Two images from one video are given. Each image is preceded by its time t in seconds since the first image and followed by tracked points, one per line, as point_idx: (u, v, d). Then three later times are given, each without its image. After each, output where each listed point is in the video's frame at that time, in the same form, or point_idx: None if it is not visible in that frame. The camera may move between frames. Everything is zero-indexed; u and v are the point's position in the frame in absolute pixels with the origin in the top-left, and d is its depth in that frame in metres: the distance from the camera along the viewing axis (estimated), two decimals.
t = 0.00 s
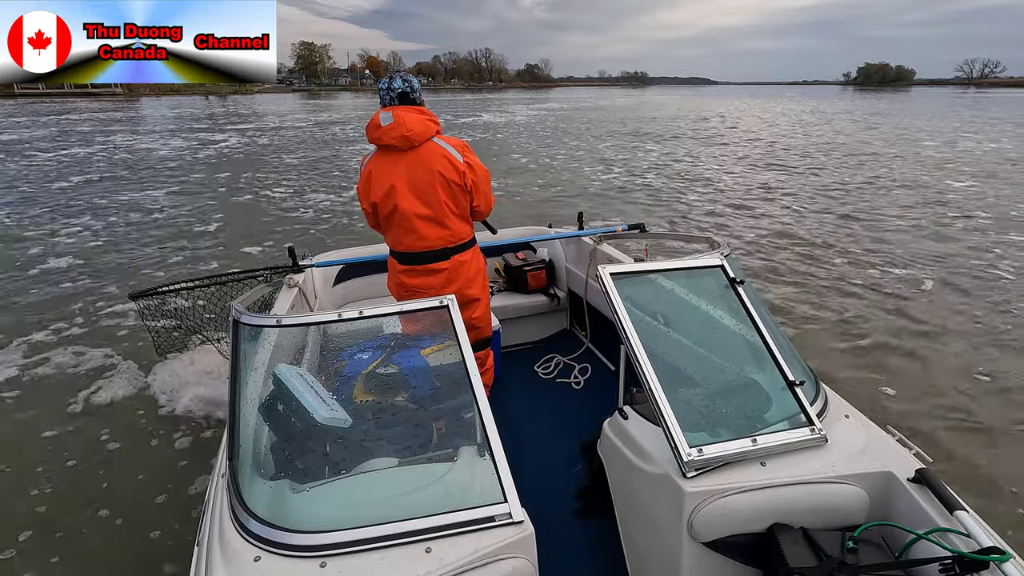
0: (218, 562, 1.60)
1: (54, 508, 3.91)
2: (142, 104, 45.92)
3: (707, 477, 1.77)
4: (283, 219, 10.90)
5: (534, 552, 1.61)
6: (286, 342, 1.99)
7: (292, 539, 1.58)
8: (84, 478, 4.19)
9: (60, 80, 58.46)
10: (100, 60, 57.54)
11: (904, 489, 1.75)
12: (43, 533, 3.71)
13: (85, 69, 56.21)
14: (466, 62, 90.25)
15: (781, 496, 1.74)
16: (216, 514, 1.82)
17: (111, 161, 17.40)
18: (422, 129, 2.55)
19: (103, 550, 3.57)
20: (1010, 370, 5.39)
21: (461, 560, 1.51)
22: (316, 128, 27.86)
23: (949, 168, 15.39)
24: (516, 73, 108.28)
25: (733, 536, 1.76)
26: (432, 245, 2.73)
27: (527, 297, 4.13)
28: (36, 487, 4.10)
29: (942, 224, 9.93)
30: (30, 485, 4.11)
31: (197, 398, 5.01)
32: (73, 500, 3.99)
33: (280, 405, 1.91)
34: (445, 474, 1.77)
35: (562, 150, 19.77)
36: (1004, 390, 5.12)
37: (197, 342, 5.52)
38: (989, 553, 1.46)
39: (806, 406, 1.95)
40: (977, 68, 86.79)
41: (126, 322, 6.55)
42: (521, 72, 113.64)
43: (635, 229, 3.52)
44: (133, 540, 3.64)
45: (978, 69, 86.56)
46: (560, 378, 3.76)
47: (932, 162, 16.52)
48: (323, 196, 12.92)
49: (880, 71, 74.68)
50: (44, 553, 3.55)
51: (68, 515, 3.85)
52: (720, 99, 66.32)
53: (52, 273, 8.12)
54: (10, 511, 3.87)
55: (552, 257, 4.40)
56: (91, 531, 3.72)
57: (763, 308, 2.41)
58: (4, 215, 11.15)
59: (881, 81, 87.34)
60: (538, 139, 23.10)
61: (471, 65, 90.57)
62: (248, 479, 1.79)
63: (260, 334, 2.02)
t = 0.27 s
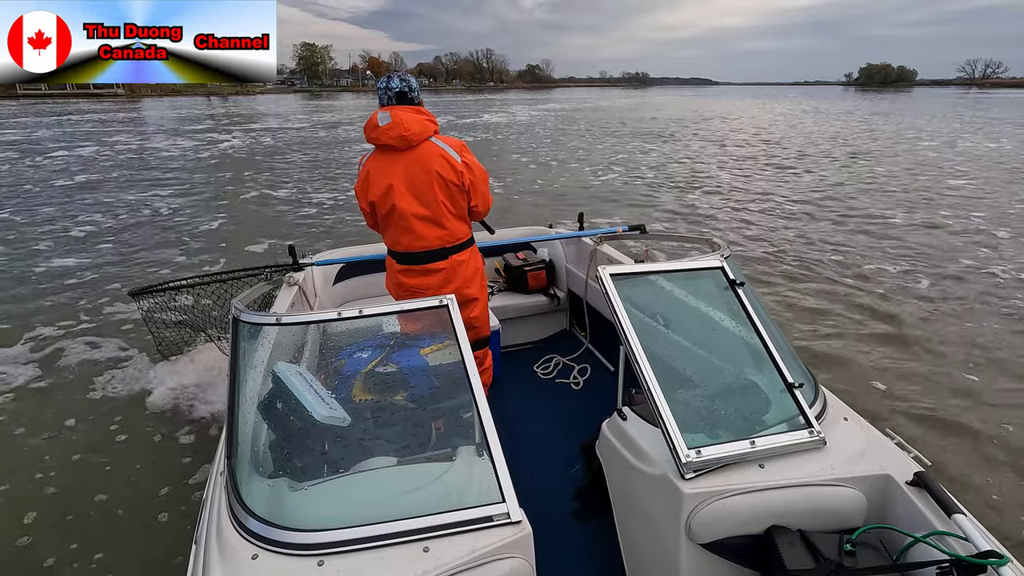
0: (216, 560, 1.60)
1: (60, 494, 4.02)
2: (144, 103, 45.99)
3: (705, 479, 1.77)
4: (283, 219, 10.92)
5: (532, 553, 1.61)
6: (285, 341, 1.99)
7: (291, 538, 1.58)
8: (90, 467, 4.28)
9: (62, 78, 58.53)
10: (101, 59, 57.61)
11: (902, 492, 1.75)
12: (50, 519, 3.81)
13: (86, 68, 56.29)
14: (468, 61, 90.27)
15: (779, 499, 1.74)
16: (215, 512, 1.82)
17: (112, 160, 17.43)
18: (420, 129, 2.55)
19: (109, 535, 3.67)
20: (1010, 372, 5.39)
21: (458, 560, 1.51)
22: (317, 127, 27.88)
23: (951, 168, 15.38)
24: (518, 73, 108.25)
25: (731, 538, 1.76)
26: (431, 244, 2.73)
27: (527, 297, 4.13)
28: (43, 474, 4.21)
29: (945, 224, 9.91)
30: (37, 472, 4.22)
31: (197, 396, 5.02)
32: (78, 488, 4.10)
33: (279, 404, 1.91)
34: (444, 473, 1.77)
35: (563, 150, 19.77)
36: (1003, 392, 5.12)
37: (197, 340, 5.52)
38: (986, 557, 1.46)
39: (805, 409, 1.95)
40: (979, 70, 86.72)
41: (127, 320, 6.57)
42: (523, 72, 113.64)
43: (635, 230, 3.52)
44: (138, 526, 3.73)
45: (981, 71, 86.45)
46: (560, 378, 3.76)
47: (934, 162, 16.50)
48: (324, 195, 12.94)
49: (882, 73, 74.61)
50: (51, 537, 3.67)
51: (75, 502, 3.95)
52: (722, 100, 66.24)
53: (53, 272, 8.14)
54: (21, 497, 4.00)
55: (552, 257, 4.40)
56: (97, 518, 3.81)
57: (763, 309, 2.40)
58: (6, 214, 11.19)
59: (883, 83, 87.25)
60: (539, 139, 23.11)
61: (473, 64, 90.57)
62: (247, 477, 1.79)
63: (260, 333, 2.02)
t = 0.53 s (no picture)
0: (216, 560, 1.60)
1: (69, 483, 4.13)
2: (144, 103, 46.02)
3: (705, 479, 1.77)
4: (283, 219, 10.93)
5: (532, 553, 1.61)
6: (285, 341, 1.99)
7: (290, 537, 1.58)
8: (97, 458, 4.39)
9: (62, 78, 58.54)
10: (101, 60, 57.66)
11: (903, 492, 1.75)
12: (58, 507, 3.92)
13: (86, 68, 56.34)
14: (467, 63, 90.43)
15: (779, 499, 1.74)
16: (215, 512, 1.82)
17: (112, 161, 17.45)
18: (420, 129, 2.55)
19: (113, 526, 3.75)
20: (1008, 374, 5.39)
21: (458, 559, 1.51)
22: (317, 128, 27.91)
23: (949, 171, 15.41)
24: (518, 74, 108.42)
25: (731, 538, 1.76)
26: (431, 244, 2.73)
27: (527, 297, 4.13)
28: (53, 463, 4.33)
29: (943, 227, 9.92)
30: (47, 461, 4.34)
31: (197, 396, 5.02)
32: (86, 478, 4.21)
33: (279, 404, 1.91)
34: (444, 473, 1.77)
35: (563, 152, 19.81)
36: (1002, 393, 5.13)
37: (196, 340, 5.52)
38: (987, 557, 1.46)
39: (805, 409, 1.96)
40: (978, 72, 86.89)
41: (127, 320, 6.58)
42: (522, 73, 113.76)
43: (635, 230, 3.52)
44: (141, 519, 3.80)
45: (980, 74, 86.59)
46: (559, 378, 3.76)
47: (932, 165, 16.53)
48: (323, 196, 12.96)
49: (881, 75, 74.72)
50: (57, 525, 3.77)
51: (81, 492, 4.05)
52: (721, 102, 66.38)
53: (53, 272, 8.15)
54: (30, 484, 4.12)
55: (552, 257, 4.40)
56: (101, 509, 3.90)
57: (763, 310, 2.40)
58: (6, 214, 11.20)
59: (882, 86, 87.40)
60: (538, 140, 23.14)
61: (472, 66, 90.69)
62: (247, 477, 1.79)
63: (260, 333, 2.02)
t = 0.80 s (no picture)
0: (218, 562, 1.60)
1: (71, 483, 4.16)
2: (141, 105, 45.94)
3: (708, 478, 1.76)
4: (282, 221, 10.91)
5: (535, 552, 1.61)
6: (286, 343, 1.98)
7: (293, 540, 1.58)
8: (98, 459, 4.41)
9: (58, 80, 58.44)
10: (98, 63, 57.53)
11: (905, 488, 1.76)
12: (59, 509, 3.94)
13: (83, 71, 56.25)
14: (464, 66, 90.59)
15: (782, 496, 1.74)
16: (217, 515, 1.82)
17: (110, 162, 17.41)
18: (420, 130, 2.55)
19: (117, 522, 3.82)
20: (1007, 372, 5.41)
21: (462, 560, 1.51)
22: (315, 130, 27.89)
23: (946, 171, 15.46)
24: (515, 76, 108.55)
25: (733, 536, 1.76)
26: (431, 245, 2.73)
27: (527, 297, 4.13)
28: (59, 460, 4.40)
29: (941, 226, 9.94)
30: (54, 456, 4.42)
31: (197, 399, 5.01)
32: (87, 478, 4.23)
33: (280, 405, 1.90)
34: (446, 474, 1.77)
35: (561, 152, 19.83)
36: (1001, 391, 5.15)
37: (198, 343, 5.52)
38: (990, 552, 1.46)
39: (807, 406, 1.96)
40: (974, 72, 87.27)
41: (126, 323, 6.56)
42: (519, 75, 113.87)
43: (635, 230, 3.52)
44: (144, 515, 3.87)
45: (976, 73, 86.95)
46: (560, 378, 3.76)
47: (929, 165, 16.60)
48: (322, 197, 12.95)
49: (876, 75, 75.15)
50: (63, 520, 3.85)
51: (86, 488, 4.12)
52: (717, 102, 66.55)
53: (52, 274, 8.12)
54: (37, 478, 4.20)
55: (552, 257, 4.40)
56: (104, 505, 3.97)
57: (763, 307, 2.41)
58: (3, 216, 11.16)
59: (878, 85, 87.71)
60: (537, 141, 23.16)
61: (469, 67, 90.77)
62: (248, 480, 1.79)
63: (260, 334, 2.02)
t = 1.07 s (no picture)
0: (218, 563, 1.60)
1: (70, 482, 4.16)
2: (140, 103, 45.85)
3: (708, 477, 1.77)
4: (282, 219, 10.89)
5: (535, 552, 1.61)
6: (286, 343, 1.98)
7: (293, 539, 1.58)
8: (97, 458, 4.42)
9: (57, 79, 58.36)
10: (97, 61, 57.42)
11: (905, 487, 1.76)
12: (59, 508, 3.95)
13: (82, 69, 56.14)
14: (463, 64, 90.48)
15: (782, 496, 1.74)
16: (217, 515, 1.82)
17: (109, 161, 17.38)
18: (419, 130, 2.55)
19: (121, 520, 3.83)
20: (1008, 370, 5.40)
21: (462, 560, 1.51)
22: (315, 128, 27.84)
23: (943, 168, 15.47)
24: (514, 74, 108.43)
25: (734, 535, 1.76)
26: (430, 246, 2.73)
27: (527, 297, 4.13)
28: (58, 459, 4.41)
29: (941, 223, 9.93)
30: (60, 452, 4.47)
31: (196, 399, 5.01)
32: (85, 477, 4.23)
33: (280, 406, 1.90)
34: (446, 474, 1.77)
35: (561, 150, 19.80)
36: (1001, 389, 5.15)
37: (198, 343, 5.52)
38: (991, 552, 1.46)
39: (807, 406, 1.96)
40: (974, 69, 87.11)
41: (125, 322, 6.55)
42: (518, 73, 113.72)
43: (635, 229, 3.52)
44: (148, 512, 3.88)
45: (977, 70, 86.80)
46: (560, 378, 3.76)
47: (929, 162, 16.57)
48: (321, 196, 12.93)
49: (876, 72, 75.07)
50: (68, 515, 3.88)
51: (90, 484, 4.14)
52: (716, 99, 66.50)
53: (51, 273, 8.11)
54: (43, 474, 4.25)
55: (552, 257, 4.40)
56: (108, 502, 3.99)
57: (764, 307, 2.41)
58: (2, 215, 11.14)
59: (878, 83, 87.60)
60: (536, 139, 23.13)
61: (469, 65, 90.64)
62: (248, 480, 1.79)
63: (261, 335, 2.02)
